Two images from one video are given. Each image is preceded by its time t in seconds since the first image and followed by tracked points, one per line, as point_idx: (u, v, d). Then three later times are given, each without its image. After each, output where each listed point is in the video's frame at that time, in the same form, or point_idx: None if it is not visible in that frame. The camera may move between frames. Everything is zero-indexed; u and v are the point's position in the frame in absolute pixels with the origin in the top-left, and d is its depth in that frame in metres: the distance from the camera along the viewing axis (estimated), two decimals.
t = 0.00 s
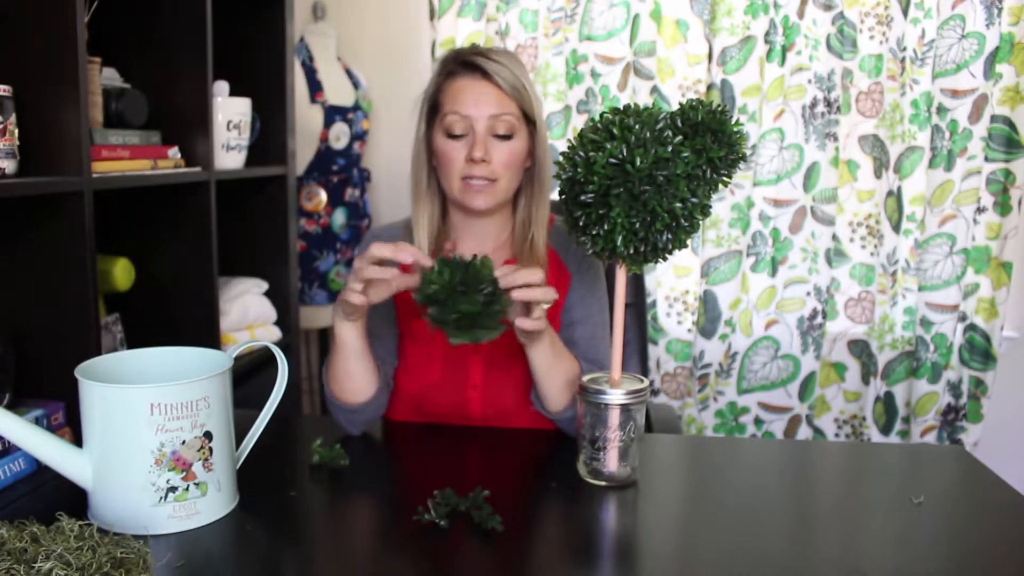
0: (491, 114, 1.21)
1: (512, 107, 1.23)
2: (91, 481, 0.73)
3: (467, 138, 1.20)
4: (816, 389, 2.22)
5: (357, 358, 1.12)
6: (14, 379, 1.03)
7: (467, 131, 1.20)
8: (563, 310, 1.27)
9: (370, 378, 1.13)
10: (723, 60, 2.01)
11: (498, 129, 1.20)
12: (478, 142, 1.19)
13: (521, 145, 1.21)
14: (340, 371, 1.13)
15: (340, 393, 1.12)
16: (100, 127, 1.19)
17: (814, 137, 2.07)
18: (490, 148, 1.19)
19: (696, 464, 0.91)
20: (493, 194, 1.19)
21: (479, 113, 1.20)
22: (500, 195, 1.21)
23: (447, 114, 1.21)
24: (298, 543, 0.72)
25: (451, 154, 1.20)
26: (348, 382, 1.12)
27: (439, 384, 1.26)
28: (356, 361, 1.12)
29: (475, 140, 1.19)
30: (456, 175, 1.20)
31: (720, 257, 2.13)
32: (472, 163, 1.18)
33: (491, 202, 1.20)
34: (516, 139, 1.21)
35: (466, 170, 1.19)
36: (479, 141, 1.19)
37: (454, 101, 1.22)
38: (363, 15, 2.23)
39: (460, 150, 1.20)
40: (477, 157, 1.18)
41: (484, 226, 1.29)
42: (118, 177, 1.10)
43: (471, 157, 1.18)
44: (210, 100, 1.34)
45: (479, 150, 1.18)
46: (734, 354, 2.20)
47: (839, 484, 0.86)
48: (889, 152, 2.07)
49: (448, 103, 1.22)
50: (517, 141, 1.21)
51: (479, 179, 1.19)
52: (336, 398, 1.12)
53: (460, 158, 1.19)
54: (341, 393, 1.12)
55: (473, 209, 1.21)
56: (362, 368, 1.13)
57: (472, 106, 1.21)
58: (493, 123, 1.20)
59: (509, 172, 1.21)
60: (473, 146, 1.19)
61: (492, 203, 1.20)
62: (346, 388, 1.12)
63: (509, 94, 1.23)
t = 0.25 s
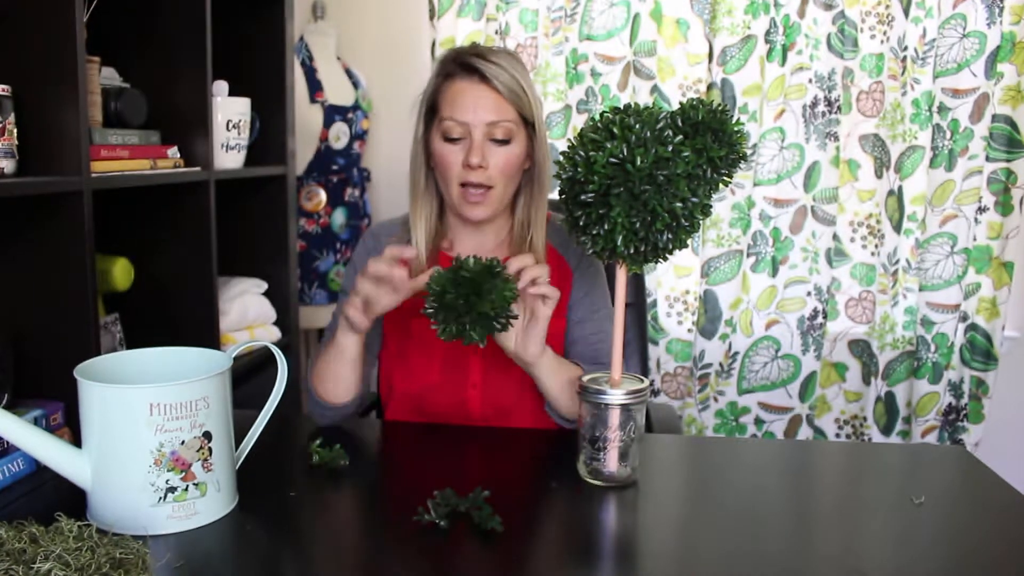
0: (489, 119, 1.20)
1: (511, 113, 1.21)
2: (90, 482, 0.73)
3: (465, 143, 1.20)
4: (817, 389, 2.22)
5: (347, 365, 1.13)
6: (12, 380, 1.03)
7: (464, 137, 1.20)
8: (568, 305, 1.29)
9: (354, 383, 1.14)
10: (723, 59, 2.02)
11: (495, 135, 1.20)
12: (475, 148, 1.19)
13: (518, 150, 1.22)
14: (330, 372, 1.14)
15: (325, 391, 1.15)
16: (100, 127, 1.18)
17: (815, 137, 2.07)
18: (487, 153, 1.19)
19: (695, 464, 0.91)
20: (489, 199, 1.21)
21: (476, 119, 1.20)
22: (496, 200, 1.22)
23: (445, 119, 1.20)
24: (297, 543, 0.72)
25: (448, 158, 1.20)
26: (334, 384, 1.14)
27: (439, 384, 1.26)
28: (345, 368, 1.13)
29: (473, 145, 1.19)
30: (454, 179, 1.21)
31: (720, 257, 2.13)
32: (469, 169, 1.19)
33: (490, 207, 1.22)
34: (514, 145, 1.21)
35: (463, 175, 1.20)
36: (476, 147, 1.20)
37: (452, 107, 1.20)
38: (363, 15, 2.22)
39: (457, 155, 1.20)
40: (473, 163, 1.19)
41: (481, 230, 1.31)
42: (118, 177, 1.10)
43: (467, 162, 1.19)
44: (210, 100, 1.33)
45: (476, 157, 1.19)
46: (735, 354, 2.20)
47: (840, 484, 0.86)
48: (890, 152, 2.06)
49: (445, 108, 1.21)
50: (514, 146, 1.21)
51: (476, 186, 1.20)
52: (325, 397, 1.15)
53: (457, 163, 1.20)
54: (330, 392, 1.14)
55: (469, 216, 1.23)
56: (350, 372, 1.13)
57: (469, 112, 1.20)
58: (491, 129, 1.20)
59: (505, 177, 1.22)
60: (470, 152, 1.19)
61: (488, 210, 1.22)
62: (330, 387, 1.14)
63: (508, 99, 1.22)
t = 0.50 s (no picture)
0: (485, 135, 1.19)
1: (508, 126, 1.20)
2: (89, 482, 0.72)
3: (461, 156, 1.20)
4: (817, 389, 2.22)
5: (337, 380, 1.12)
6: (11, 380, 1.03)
7: (461, 148, 1.20)
8: (566, 307, 1.29)
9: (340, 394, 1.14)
10: (724, 59, 2.03)
11: (492, 149, 1.19)
12: (472, 163, 1.19)
13: (514, 162, 1.21)
14: (321, 381, 1.14)
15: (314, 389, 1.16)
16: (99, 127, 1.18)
17: (816, 136, 2.06)
18: (483, 168, 1.19)
19: (695, 464, 0.91)
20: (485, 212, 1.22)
21: (472, 133, 1.18)
22: (492, 211, 1.23)
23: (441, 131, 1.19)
24: (297, 544, 0.72)
25: (445, 170, 1.21)
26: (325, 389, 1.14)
27: (432, 384, 1.26)
28: (336, 382, 1.13)
29: (469, 160, 1.19)
30: (451, 191, 1.22)
31: (721, 257, 2.14)
32: (465, 184, 1.19)
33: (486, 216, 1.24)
34: (511, 159, 1.21)
35: (459, 190, 1.21)
36: (472, 161, 1.19)
37: (448, 119, 1.19)
38: (363, 15, 2.22)
39: (453, 167, 1.21)
40: (469, 179, 1.19)
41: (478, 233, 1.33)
42: (118, 176, 1.10)
43: (463, 177, 1.19)
44: (210, 99, 1.33)
45: (472, 173, 1.18)
46: (735, 354, 2.20)
47: (840, 485, 0.85)
48: (891, 151, 2.06)
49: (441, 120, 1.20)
50: (510, 158, 1.21)
51: (472, 199, 1.21)
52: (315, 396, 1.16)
53: (453, 176, 1.21)
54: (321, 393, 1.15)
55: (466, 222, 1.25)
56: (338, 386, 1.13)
57: (466, 126, 1.18)
58: (488, 144, 1.19)
59: (501, 189, 1.22)
60: (466, 167, 1.19)
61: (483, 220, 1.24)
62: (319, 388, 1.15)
63: (504, 113, 1.19)
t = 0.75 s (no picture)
0: (486, 142, 1.18)
1: (508, 133, 1.19)
2: (89, 482, 0.72)
3: (462, 163, 1.20)
4: (817, 389, 2.22)
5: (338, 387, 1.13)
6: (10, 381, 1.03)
7: (461, 156, 1.19)
8: (566, 311, 1.30)
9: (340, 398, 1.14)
10: (724, 59, 2.03)
11: (492, 157, 1.19)
12: (472, 171, 1.18)
13: (514, 168, 1.22)
14: (320, 384, 1.14)
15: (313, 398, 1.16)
16: (100, 127, 1.18)
17: (816, 136, 2.06)
18: (484, 175, 1.19)
19: (696, 465, 0.91)
20: (486, 218, 1.23)
21: (473, 141, 1.18)
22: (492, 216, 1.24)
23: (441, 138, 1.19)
24: (297, 543, 0.72)
25: (446, 177, 1.21)
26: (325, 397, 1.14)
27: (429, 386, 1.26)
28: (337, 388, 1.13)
29: (469, 167, 1.19)
30: (451, 197, 1.22)
31: (720, 257, 2.14)
32: (466, 192, 1.20)
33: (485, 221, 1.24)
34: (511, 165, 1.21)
35: (460, 197, 1.21)
36: (473, 169, 1.19)
37: (448, 126, 1.18)
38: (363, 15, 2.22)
39: (454, 174, 1.21)
40: (469, 187, 1.19)
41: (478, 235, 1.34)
42: (118, 177, 1.10)
43: (464, 185, 1.19)
44: (210, 99, 1.33)
45: (472, 180, 1.18)
46: (735, 354, 2.20)
47: (840, 485, 0.85)
48: (891, 151, 2.06)
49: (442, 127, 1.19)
50: (510, 165, 1.21)
51: (472, 207, 1.21)
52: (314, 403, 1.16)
53: (454, 183, 1.21)
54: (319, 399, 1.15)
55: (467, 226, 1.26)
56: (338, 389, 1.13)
57: (466, 133, 1.18)
58: (488, 152, 1.19)
59: (501, 196, 1.22)
60: (466, 174, 1.19)
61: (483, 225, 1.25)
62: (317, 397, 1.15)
63: (505, 120, 1.19)
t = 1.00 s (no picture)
0: (487, 138, 1.18)
1: (510, 129, 1.19)
2: (89, 482, 0.72)
3: (463, 160, 1.20)
4: (817, 389, 2.22)
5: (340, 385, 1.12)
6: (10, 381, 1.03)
7: (463, 151, 1.19)
8: (568, 315, 1.30)
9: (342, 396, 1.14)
10: (724, 59, 2.03)
11: (494, 152, 1.19)
12: (473, 166, 1.18)
13: (516, 165, 1.21)
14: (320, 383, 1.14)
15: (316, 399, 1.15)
16: (100, 127, 1.18)
17: (816, 136, 2.06)
18: (485, 171, 1.19)
19: (697, 465, 0.91)
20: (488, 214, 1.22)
21: (475, 136, 1.18)
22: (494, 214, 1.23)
23: (443, 134, 1.19)
24: (297, 543, 0.72)
25: (447, 174, 1.21)
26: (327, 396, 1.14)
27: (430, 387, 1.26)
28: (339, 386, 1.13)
29: (471, 163, 1.19)
30: (452, 194, 1.21)
31: (720, 257, 2.14)
32: (467, 188, 1.19)
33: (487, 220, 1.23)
34: (513, 162, 1.20)
35: (461, 193, 1.20)
36: (474, 165, 1.19)
37: (450, 122, 1.19)
38: (363, 15, 2.22)
39: (455, 171, 1.20)
40: (470, 182, 1.18)
41: (479, 234, 1.34)
42: (118, 177, 1.10)
43: (465, 181, 1.18)
44: (210, 99, 1.33)
45: (473, 176, 1.18)
46: (735, 354, 2.20)
47: (841, 485, 0.85)
48: (891, 151, 2.06)
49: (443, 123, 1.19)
50: (512, 161, 1.20)
51: (473, 204, 1.20)
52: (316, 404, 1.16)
53: (456, 181, 1.20)
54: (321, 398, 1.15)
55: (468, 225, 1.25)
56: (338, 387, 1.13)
57: (468, 129, 1.18)
58: (490, 147, 1.19)
59: (503, 192, 1.21)
60: (468, 170, 1.19)
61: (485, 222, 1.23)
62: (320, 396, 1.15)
63: (507, 115, 1.19)
